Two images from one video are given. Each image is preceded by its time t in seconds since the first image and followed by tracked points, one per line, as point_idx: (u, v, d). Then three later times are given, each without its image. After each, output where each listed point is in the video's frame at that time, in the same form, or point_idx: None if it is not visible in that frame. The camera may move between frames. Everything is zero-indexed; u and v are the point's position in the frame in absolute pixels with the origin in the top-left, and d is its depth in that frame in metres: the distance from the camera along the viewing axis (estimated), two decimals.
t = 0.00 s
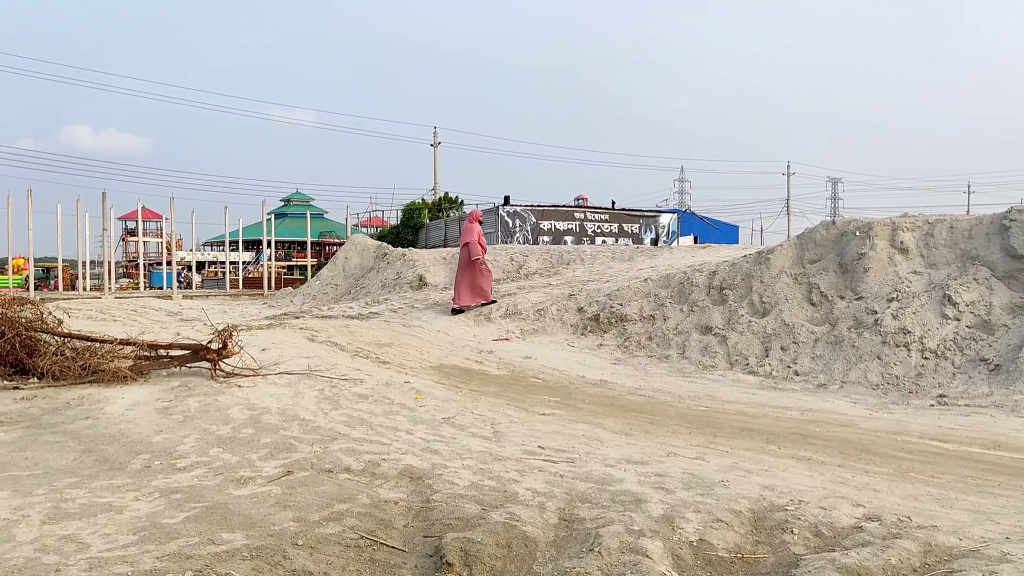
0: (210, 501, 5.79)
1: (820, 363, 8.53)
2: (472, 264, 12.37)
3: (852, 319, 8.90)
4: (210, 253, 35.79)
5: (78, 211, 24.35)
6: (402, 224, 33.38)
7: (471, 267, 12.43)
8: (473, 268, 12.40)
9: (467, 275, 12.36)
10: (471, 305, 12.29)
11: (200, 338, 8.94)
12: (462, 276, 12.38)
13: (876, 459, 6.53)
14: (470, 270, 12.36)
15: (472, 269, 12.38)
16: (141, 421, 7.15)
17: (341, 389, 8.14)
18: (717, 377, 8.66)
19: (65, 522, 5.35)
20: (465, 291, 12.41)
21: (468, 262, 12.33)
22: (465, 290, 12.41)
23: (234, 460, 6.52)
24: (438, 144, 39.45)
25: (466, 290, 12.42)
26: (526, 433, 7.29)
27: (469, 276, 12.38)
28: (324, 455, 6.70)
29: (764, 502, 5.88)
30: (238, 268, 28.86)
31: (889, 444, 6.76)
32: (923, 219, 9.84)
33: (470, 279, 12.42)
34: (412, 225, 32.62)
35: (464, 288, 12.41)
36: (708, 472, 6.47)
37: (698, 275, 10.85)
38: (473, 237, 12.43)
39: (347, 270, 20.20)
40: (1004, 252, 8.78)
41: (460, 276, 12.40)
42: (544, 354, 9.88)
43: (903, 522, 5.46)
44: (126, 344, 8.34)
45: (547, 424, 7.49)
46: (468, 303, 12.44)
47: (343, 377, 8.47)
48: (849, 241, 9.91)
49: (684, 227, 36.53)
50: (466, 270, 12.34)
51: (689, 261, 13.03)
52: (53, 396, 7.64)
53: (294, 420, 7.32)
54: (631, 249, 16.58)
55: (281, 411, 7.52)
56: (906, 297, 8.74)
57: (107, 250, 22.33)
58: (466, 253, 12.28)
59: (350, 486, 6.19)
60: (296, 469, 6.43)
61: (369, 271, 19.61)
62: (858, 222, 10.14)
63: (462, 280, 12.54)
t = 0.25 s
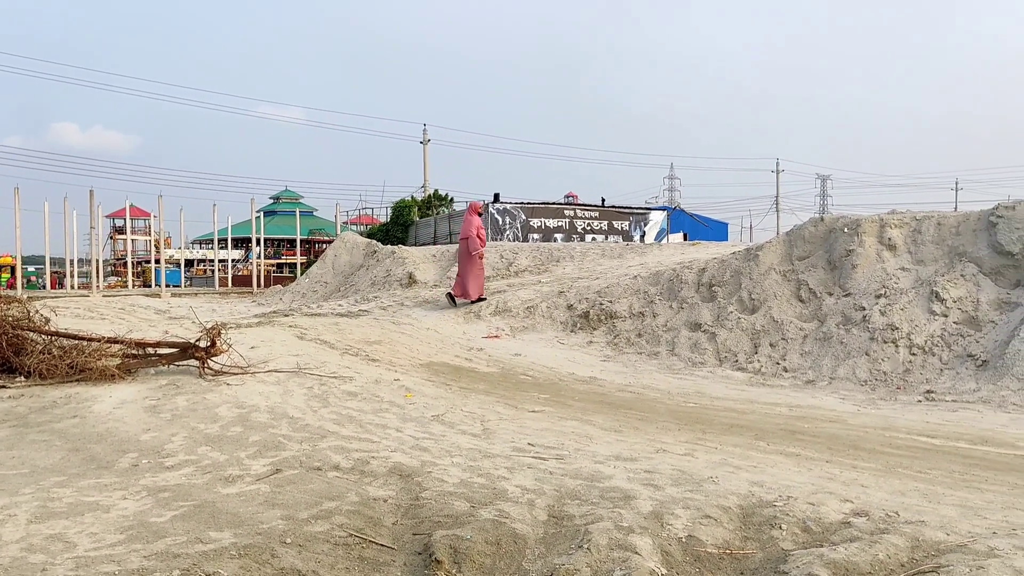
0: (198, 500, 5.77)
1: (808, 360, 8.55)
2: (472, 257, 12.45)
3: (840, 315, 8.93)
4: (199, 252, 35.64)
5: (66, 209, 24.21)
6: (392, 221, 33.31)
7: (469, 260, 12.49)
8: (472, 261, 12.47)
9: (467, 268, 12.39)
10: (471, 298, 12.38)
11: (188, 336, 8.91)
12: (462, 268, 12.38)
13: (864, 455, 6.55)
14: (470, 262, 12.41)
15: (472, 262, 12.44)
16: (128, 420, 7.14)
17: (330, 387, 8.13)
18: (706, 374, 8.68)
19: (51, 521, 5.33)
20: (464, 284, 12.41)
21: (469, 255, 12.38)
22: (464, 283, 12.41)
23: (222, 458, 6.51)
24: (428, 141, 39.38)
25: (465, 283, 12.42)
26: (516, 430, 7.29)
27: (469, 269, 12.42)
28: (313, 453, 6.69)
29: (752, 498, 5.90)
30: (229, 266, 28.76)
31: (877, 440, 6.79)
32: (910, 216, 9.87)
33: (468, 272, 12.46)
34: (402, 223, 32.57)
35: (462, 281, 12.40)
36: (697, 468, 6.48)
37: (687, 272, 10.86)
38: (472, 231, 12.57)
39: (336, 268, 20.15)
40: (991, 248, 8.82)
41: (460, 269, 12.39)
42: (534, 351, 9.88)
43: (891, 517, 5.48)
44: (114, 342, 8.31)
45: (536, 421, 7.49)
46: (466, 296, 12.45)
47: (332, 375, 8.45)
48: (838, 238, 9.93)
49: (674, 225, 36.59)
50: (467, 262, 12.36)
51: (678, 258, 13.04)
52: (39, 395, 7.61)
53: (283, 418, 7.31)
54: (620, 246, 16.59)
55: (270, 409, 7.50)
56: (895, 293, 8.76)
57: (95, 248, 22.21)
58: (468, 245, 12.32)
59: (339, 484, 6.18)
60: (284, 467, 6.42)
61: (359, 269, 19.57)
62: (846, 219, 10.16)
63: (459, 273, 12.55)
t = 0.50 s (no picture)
0: (187, 499, 5.75)
1: (799, 358, 8.57)
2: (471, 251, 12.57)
3: (830, 313, 8.95)
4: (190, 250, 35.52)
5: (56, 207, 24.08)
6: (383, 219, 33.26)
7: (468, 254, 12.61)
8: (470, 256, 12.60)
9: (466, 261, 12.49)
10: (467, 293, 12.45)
11: (178, 335, 8.88)
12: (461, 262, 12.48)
13: (854, 453, 6.57)
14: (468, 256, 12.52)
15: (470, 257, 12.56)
16: (117, 419, 7.11)
17: (321, 386, 8.11)
18: (697, 372, 8.70)
19: (39, 520, 5.30)
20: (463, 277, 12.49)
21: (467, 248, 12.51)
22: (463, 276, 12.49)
23: (212, 457, 6.50)
24: (419, 139, 39.36)
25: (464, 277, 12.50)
26: (507, 428, 7.29)
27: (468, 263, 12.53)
28: (303, 452, 6.68)
29: (742, 496, 5.91)
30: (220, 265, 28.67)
31: (866, 438, 6.81)
32: (900, 214, 9.90)
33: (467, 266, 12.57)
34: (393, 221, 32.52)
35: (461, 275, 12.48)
36: (688, 466, 6.49)
37: (678, 270, 10.87)
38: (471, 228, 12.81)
39: (327, 266, 20.11)
40: (980, 246, 8.85)
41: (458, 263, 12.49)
42: (525, 350, 9.88)
43: (880, 515, 5.50)
44: (103, 341, 8.28)
45: (527, 419, 7.49)
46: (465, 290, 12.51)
47: (322, 373, 8.44)
48: (828, 237, 9.96)
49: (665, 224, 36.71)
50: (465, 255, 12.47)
51: (669, 256, 13.06)
52: (28, 394, 7.58)
53: (273, 417, 7.29)
54: (611, 245, 16.60)
55: (260, 408, 7.49)
56: (884, 291, 8.79)
57: (84, 247, 22.10)
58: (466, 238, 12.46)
59: (329, 483, 6.17)
60: (274, 466, 6.41)
61: (349, 267, 19.54)
62: (836, 217, 10.19)
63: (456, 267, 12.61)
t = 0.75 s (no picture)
0: (173, 500, 5.72)
1: (786, 357, 8.60)
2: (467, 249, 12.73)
3: (818, 313, 8.98)
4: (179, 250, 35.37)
5: (42, 206, 23.93)
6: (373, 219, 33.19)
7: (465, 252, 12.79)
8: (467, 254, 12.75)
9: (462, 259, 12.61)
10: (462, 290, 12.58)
11: (165, 335, 8.84)
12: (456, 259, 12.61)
13: (841, 452, 6.59)
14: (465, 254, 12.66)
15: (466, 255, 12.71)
16: (103, 420, 7.08)
17: (309, 386, 8.09)
18: (685, 371, 8.71)
19: (24, 522, 5.27)
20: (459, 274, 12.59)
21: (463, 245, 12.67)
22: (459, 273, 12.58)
23: (199, 458, 6.47)
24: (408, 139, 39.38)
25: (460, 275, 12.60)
26: (495, 428, 7.28)
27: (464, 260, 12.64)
28: (291, 452, 6.65)
29: (730, 496, 5.92)
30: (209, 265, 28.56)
31: (854, 437, 6.83)
32: (887, 214, 9.94)
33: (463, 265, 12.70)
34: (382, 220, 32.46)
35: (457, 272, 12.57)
36: (676, 466, 6.50)
37: (667, 270, 10.89)
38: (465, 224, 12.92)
39: (316, 266, 20.07)
40: (966, 246, 8.90)
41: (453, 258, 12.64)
42: (514, 349, 9.88)
43: (867, 514, 5.51)
44: (89, 341, 8.23)
45: (516, 419, 7.48)
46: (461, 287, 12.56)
47: (310, 373, 8.42)
48: (816, 236, 9.98)
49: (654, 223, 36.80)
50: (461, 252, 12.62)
51: (658, 256, 13.07)
52: (13, 395, 7.54)
53: (260, 418, 7.27)
54: (600, 244, 16.62)
55: (247, 408, 7.46)
56: (872, 291, 8.82)
57: (71, 246, 21.95)
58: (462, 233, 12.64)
59: (317, 483, 6.15)
60: (261, 466, 6.38)
61: (338, 267, 19.51)
62: (823, 217, 10.21)
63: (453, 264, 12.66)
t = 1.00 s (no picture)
0: (160, 503, 5.70)
1: (775, 359, 8.63)
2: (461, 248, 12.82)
3: (806, 315, 9.02)
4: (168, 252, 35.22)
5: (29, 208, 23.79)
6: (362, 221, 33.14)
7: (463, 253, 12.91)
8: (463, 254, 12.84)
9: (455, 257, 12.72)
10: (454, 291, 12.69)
11: (152, 337, 8.81)
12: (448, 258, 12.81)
13: (828, 454, 6.62)
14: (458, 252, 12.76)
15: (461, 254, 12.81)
16: (90, 422, 7.05)
17: (298, 388, 8.07)
18: (674, 374, 8.73)
19: (10, 526, 5.24)
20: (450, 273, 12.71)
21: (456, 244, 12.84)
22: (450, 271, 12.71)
23: (186, 461, 6.45)
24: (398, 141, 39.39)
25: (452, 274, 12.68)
26: (484, 430, 7.28)
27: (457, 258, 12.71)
28: (279, 455, 6.64)
29: (719, 498, 5.94)
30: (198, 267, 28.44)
31: (841, 439, 6.86)
32: (875, 217, 9.99)
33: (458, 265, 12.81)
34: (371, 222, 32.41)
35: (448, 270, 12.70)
36: (665, 468, 6.51)
37: (656, 272, 10.91)
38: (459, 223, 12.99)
39: (305, 268, 20.03)
40: (953, 249, 8.95)
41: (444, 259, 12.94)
42: (504, 352, 9.88)
43: (855, 515, 5.53)
44: (77, 344, 8.20)
45: (505, 421, 7.48)
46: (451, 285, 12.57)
47: (299, 376, 8.40)
48: (804, 239, 10.02)
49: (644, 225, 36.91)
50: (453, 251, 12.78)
51: (647, 258, 13.10)
52: None
53: (248, 420, 7.25)
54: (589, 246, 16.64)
55: (236, 411, 7.45)
56: (860, 293, 8.86)
57: (58, 248, 21.82)
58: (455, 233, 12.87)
59: (305, 486, 6.14)
60: (250, 469, 6.36)
61: (327, 269, 19.47)
62: (812, 220, 10.25)
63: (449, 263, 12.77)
